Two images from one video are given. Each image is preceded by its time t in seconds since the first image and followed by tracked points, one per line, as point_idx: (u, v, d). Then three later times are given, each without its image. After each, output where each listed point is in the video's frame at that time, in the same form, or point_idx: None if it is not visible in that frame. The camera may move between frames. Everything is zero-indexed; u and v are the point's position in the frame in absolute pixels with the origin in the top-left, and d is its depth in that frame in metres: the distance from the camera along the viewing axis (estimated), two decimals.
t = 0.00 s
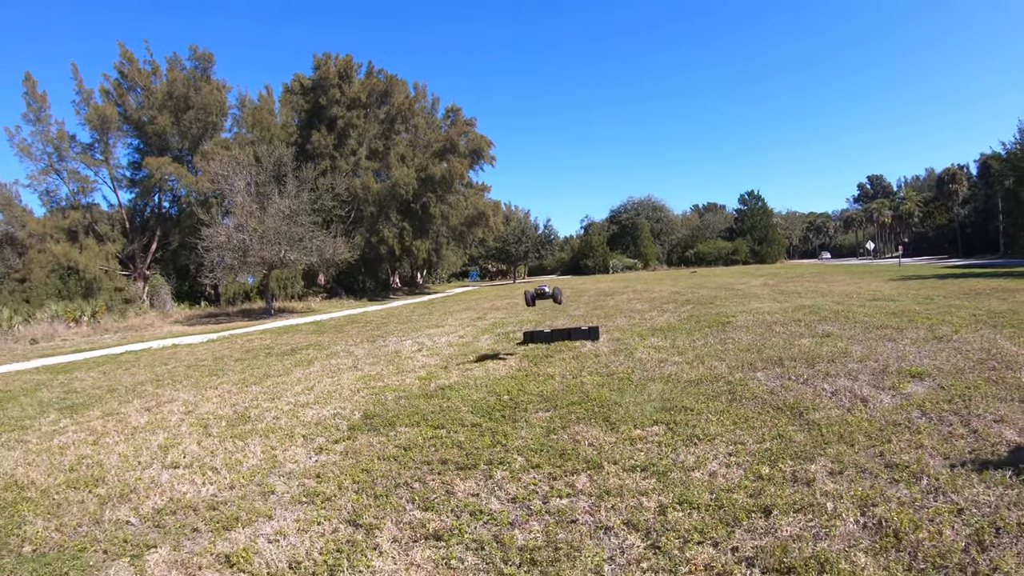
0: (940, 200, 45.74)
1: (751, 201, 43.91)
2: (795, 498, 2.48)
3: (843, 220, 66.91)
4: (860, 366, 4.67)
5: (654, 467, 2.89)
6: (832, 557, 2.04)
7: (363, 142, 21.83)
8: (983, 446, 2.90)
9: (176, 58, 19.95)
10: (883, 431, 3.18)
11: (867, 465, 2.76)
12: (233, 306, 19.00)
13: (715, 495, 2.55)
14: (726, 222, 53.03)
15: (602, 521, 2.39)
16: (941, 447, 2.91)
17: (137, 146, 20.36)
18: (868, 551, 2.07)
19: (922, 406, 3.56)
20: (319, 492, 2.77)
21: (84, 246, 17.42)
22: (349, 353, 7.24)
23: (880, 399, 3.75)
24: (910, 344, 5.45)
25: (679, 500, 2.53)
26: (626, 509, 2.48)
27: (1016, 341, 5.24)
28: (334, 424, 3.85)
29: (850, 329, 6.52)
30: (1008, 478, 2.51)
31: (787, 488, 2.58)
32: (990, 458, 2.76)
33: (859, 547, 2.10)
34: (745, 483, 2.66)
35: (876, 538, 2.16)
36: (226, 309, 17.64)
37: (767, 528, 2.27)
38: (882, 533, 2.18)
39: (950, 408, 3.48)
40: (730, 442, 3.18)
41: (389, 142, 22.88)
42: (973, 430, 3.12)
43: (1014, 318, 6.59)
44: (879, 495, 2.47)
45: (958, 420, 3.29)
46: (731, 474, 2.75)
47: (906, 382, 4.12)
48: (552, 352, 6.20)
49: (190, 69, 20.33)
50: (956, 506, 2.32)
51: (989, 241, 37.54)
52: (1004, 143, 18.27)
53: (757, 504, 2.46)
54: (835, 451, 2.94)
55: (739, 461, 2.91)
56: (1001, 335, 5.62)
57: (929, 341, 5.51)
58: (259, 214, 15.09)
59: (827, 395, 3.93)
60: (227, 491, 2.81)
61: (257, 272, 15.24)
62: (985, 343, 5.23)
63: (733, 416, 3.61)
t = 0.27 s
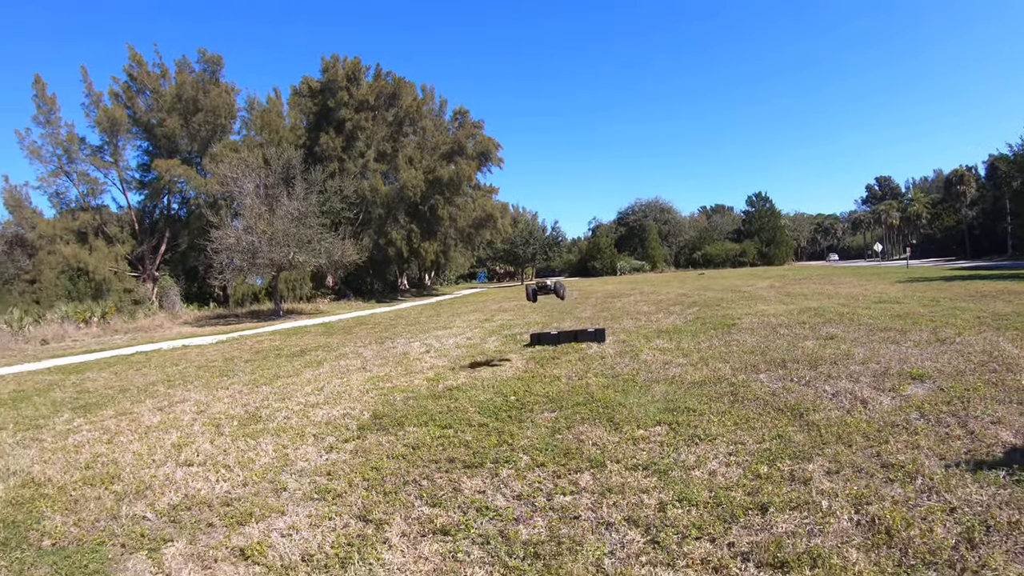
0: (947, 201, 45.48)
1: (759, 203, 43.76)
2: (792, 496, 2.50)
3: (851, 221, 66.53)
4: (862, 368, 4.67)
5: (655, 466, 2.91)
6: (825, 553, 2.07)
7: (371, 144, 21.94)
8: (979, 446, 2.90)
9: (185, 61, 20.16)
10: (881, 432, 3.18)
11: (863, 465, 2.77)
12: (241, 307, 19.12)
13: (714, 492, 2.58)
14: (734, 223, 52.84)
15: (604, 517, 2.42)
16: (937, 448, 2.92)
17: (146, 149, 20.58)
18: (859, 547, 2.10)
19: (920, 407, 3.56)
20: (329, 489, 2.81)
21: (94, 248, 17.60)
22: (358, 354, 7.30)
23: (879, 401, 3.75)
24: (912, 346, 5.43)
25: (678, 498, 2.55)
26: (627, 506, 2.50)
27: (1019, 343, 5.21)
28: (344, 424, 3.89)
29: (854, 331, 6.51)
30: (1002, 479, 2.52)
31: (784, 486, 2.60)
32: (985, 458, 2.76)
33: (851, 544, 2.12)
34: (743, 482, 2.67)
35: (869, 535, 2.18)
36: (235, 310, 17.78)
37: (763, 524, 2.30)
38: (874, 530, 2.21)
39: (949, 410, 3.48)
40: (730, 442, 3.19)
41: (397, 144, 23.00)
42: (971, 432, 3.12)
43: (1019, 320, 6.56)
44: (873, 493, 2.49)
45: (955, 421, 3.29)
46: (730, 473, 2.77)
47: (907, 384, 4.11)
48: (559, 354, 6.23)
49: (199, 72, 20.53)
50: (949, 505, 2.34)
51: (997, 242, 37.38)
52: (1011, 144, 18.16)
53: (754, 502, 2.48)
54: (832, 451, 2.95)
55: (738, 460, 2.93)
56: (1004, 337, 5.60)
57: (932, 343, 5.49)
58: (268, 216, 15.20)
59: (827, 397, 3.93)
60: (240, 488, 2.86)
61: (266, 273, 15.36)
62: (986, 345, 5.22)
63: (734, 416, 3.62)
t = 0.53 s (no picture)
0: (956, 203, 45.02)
1: (768, 204, 43.57)
2: (789, 493, 2.53)
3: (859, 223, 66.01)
4: (864, 370, 4.66)
5: (658, 464, 2.94)
6: (818, 548, 2.11)
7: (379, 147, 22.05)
8: (976, 447, 2.90)
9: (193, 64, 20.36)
10: (879, 433, 3.19)
11: (860, 464, 2.78)
12: (250, 308, 19.25)
13: (714, 490, 2.60)
14: (742, 225, 52.63)
15: (607, 513, 2.45)
16: (933, 448, 2.93)
17: (155, 151, 20.80)
18: (853, 543, 2.13)
19: (919, 409, 3.55)
20: (341, 486, 2.85)
21: (103, 249, 17.82)
22: (367, 355, 7.35)
23: (879, 402, 3.74)
24: (915, 348, 5.39)
25: (679, 495, 2.58)
26: (629, 503, 2.53)
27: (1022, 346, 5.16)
28: (353, 424, 3.94)
29: (858, 334, 6.47)
30: (997, 478, 2.53)
31: (783, 485, 2.63)
32: (980, 458, 2.77)
33: (845, 540, 2.15)
34: (741, 480, 2.69)
35: (862, 532, 2.21)
36: (244, 312, 17.91)
37: (760, 521, 2.33)
38: (868, 527, 2.24)
39: (948, 411, 3.47)
40: (730, 442, 3.21)
41: (405, 147, 23.11)
42: (968, 433, 3.11)
43: None
44: (869, 492, 2.50)
45: (953, 422, 3.29)
46: (729, 472, 2.79)
47: (907, 387, 4.09)
48: (566, 356, 6.25)
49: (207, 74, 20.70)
50: (942, 503, 2.35)
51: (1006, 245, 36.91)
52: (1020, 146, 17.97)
53: (752, 499, 2.51)
54: (830, 451, 2.96)
55: (739, 459, 2.95)
56: (1008, 340, 5.55)
57: (935, 346, 5.45)
58: (277, 218, 15.31)
59: (828, 399, 3.93)
60: (253, 485, 2.91)
61: (275, 275, 15.48)
62: (988, 347, 5.20)
63: (737, 417, 3.63)
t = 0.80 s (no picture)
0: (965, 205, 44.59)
1: (775, 206, 43.40)
2: (789, 491, 2.56)
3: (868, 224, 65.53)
4: (867, 372, 4.65)
5: (661, 463, 2.96)
6: (815, 544, 2.13)
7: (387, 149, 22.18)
8: (974, 447, 2.91)
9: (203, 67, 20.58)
10: (879, 433, 3.20)
11: (858, 464, 2.80)
12: (259, 310, 19.39)
13: (715, 488, 2.63)
14: (750, 227, 52.39)
15: (611, 509, 2.48)
16: (931, 448, 2.94)
17: (165, 153, 21.02)
18: (848, 539, 2.16)
19: (920, 410, 3.55)
20: (352, 482, 2.89)
21: (114, 250, 18.04)
22: (376, 356, 7.41)
23: (880, 404, 3.75)
24: (919, 351, 5.37)
25: (681, 492, 2.61)
26: (632, 500, 2.56)
27: None
28: (364, 423, 3.99)
29: (862, 335, 6.45)
30: (991, 478, 2.54)
31: (782, 483, 2.65)
32: (976, 458, 2.78)
33: (841, 535, 2.18)
34: (742, 478, 2.72)
35: (858, 528, 2.24)
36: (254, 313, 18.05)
37: (759, 517, 2.36)
38: (863, 523, 2.26)
39: (948, 412, 3.47)
40: (733, 442, 3.22)
41: (413, 149, 23.22)
42: (966, 434, 3.12)
43: None
44: (866, 490, 2.52)
45: (953, 423, 3.29)
46: (730, 471, 2.81)
47: (909, 388, 4.08)
48: (573, 357, 6.28)
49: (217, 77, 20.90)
50: (937, 502, 2.37)
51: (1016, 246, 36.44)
52: None
53: (751, 496, 2.53)
54: (830, 451, 2.98)
55: (740, 459, 2.97)
56: (1013, 342, 5.51)
57: (938, 348, 5.42)
58: (286, 220, 15.43)
59: (830, 400, 3.93)
60: (267, 482, 2.97)
61: (284, 276, 15.60)
62: (991, 350, 5.17)
63: (740, 418, 3.65)
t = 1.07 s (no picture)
0: (974, 206, 44.16)
1: (784, 208, 43.18)
2: (788, 488, 2.60)
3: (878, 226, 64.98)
4: (870, 373, 4.64)
5: (665, 461, 2.99)
6: (812, 539, 2.17)
7: (396, 151, 22.30)
8: (972, 448, 2.92)
9: (212, 69, 20.80)
10: (879, 434, 3.21)
11: (857, 463, 2.82)
12: (269, 310, 19.53)
13: (716, 485, 2.67)
14: (759, 228, 52.13)
15: (616, 505, 2.52)
16: (930, 448, 2.95)
17: (175, 154, 21.25)
18: (843, 534, 2.20)
19: (921, 411, 3.56)
20: (364, 479, 2.95)
21: (124, 251, 18.24)
22: (385, 357, 7.47)
23: (881, 405, 3.75)
24: (922, 353, 5.35)
25: (684, 489, 2.65)
26: (636, 496, 2.60)
27: None
28: (375, 422, 4.04)
29: (867, 338, 6.43)
30: (987, 477, 2.56)
31: (782, 481, 2.68)
32: (974, 458, 2.80)
33: (837, 532, 2.22)
34: (743, 476, 2.75)
35: (854, 525, 2.27)
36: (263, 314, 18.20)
37: (758, 514, 2.39)
38: (860, 520, 2.30)
39: (948, 413, 3.48)
40: (736, 441, 3.24)
41: (422, 150, 23.33)
42: (965, 435, 3.13)
43: None
44: (863, 488, 2.56)
45: (952, 424, 3.30)
46: (732, 469, 2.84)
47: (910, 390, 4.08)
48: (580, 358, 6.31)
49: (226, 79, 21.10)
50: (933, 500, 2.41)
51: None
52: None
53: (751, 494, 2.57)
54: (830, 450, 3.00)
55: (742, 457, 3.00)
56: (1018, 345, 5.47)
57: (942, 350, 5.40)
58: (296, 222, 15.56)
59: (833, 401, 3.94)
60: (281, 478, 3.02)
61: (294, 278, 15.72)
62: (995, 352, 5.14)
63: (744, 418, 3.67)
